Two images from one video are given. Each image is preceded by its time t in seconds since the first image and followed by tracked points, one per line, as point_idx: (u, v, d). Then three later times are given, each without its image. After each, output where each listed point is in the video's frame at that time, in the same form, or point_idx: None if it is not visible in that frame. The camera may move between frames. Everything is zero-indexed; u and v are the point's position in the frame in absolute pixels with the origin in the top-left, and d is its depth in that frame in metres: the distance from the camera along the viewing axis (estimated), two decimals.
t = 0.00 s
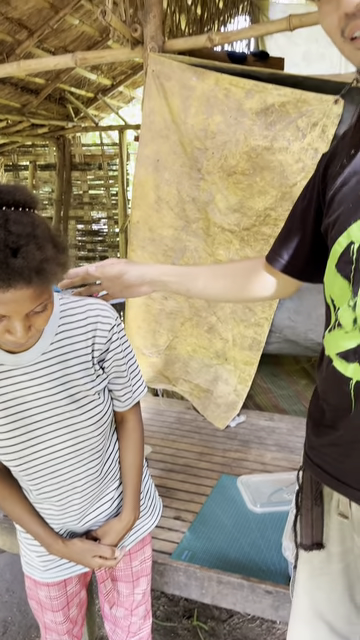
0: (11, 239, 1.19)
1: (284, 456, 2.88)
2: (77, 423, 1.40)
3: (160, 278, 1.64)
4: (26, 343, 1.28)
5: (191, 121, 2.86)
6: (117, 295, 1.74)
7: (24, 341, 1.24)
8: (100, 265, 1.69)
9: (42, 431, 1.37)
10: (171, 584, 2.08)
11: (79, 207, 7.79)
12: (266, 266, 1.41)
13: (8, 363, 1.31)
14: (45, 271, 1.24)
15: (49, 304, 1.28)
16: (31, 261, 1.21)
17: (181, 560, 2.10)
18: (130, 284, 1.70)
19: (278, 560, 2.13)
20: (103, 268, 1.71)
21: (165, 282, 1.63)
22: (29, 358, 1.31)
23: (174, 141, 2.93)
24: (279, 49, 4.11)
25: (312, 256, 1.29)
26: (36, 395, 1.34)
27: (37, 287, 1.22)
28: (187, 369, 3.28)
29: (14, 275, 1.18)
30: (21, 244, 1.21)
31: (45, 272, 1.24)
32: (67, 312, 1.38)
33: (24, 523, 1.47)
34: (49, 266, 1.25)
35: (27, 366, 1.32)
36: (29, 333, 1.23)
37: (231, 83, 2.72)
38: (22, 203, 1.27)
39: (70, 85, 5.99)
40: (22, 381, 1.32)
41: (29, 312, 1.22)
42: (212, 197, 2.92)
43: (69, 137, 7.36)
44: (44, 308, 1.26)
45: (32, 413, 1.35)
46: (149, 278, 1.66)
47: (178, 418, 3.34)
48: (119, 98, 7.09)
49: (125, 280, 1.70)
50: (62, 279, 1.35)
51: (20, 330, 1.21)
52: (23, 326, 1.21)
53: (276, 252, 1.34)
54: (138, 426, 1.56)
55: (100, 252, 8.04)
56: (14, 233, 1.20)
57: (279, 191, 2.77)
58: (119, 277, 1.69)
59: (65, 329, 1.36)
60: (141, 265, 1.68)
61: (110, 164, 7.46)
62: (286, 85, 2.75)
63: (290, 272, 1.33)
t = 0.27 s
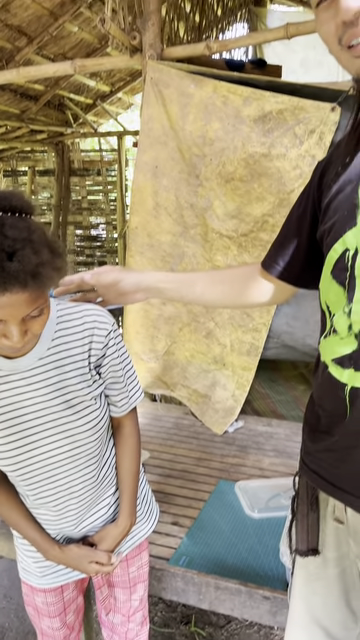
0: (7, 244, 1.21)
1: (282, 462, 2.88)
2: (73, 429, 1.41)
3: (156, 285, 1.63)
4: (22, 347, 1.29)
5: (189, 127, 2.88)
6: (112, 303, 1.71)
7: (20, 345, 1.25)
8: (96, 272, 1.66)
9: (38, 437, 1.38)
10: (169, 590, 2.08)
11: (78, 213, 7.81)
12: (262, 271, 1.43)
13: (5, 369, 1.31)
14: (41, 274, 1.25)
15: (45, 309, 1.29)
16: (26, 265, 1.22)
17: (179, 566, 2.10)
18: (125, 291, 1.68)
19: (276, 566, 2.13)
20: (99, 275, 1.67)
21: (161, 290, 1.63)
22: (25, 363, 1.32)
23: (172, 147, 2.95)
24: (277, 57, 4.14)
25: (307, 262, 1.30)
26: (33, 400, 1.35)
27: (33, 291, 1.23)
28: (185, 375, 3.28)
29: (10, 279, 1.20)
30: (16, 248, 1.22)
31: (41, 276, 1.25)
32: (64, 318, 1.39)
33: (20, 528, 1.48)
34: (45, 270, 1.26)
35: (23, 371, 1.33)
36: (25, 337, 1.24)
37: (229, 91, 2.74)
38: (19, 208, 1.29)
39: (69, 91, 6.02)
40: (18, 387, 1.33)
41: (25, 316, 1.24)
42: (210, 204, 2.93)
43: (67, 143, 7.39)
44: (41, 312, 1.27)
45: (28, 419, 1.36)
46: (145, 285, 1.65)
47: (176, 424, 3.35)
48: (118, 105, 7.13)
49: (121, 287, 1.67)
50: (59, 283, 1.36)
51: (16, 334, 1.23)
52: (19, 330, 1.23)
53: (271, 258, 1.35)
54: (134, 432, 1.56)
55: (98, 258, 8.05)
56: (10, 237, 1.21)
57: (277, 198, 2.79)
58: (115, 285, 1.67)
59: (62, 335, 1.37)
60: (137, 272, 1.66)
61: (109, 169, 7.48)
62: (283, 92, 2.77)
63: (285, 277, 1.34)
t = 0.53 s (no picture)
0: (3, 248, 1.21)
1: (280, 467, 2.89)
2: (69, 435, 1.41)
3: (151, 294, 1.64)
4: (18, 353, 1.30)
5: (187, 134, 2.90)
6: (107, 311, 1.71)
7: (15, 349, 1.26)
8: (92, 281, 1.64)
9: (34, 443, 1.38)
10: (166, 596, 2.08)
11: (77, 218, 7.84)
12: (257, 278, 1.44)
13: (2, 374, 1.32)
14: (36, 278, 1.26)
15: (41, 313, 1.31)
16: (22, 269, 1.23)
17: (176, 571, 2.10)
18: (120, 300, 1.68)
19: (273, 572, 2.13)
20: (94, 284, 1.65)
21: (157, 298, 1.64)
22: (22, 369, 1.33)
23: (170, 154, 2.97)
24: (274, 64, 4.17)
25: (302, 268, 1.32)
26: (29, 405, 1.36)
27: (29, 295, 1.24)
28: (182, 380, 3.28)
29: (6, 283, 1.20)
30: (12, 252, 1.23)
31: (36, 280, 1.26)
32: (60, 324, 1.40)
33: (16, 534, 1.48)
34: (40, 274, 1.27)
35: (20, 377, 1.34)
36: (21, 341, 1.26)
37: (227, 99, 2.77)
38: (15, 214, 1.30)
39: (68, 98, 6.06)
40: (15, 392, 1.34)
41: (21, 320, 1.25)
42: (208, 210, 2.95)
43: (66, 149, 7.43)
44: (36, 316, 1.29)
45: (24, 424, 1.36)
46: (140, 293, 1.65)
47: (174, 429, 3.36)
48: (117, 111, 7.17)
49: (116, 296, 1.67)
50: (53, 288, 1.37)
51: (11, 338, 1.24)
52: (15, 334, 1.24)
53: (267, 264, 1.37)
54: (131, 438, 1.57)
55: (97, 263, 8.07)
56: (6, 241, 1.22)
57: (274, 204, 2.81)
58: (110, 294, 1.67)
59: (58, 341, 1.38)
60: (133, 281, 1.66)
61: (108, 176, 7.52)
62: (280, 100, 2.79)
63: (281, 284, 1.36)
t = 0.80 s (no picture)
0: None
1: (277, 472, 2.90)
2: (65, 438, 1.42)
3: (148, 300, 1.66)
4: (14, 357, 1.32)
5: (185, 140, 2.92)
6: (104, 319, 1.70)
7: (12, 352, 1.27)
8: (88, 291, 1.65)
9: (30, 446, 1.39)
10: (164, 600, 2.09)
11: (76, 223, 7.87)
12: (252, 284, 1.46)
13: None
14: (32, 281, 1.28)
15: (37, 317, 1.32)
16: (18, 272, 1.25)
17: (174, 575, 2.11)
18: (117, 308, 1.68)
19: (270, 576, 2.14)
20: (90, 293, 1.66)
21: (154, 305, 1.66)
22: (18, 373, 1.34)
23: (168, 160, 3.00)
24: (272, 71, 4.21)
25: (297, 275, 1.34)
26: (25, 410, 1.37)
27: (25, 298, 1.26)
28: (180, 384, 3.29)
29: (2, 285, 1.22)
30: (8, 255, 1.26)
31: (32, 283, 1.28)
32: (57, 329, 1.41)
33: (13, 537, 1.49)
34: (36, 277, 1.30)
35: (16, 381, 1.35)
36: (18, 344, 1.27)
37: (225, 105, 2.79)
38: (12, 220, 1.33)
39: (68, 103, 6.10)
40: (11, 396, 1.35)
41: (17, 323, 1.26)
42: (206, 216, 2.97)
43: (66, 154, 7.46)
44: (33, 320, 1.31)
45: (21, 428, 1.38)
46: (137, 300, 1.66)
47: (172, 434, 3.37)
48: (116, 116, 7.20)
49: (113, 303, 1.67)
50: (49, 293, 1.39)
51: (8, 341, 1.25)
52: (11, 337, 1.25)
53: (262, 270, 1.39)
54: (127, 443, 1.58)
55: (96, 267, 8.09)
56: (2, 245, 1.25)
57: (271, 210, 2.83)
58: (107, 301, 1.67)
59: (54, 345, 1.40)
60: (128, 288, 1.67)
61: (106, 180, 7.57)
62: (278, 107, 2.82)
63: (276, 291, 1.38)
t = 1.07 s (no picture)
0: None
1: (275, 475, 2.91)
2: (61, 441, 1.44)
3: (145, 306, 1.68)
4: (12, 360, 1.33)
5: (184, 145, 2.95)
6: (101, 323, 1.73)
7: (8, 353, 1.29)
8: (86, 299, 1.66)
9: (27, 448, 1.41)
10: (161, 602, 2.10)
11: (75, 226, 7.89)
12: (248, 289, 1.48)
13: None
14: (28, 281, 1.30)
15: (34, 318, 1.34)
16: (14, 272, 1.27)
17: (171, 578, 2.12)
18: (113, 314, 1.70)
19: (267, 578, 2.15)
20: (87, 300, 1.67)
21: (150, 311, 1.68)
22: (15, 376, 1.36)
23: (167, 165, 3.02)
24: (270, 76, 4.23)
25: (292, 281, 1.36)
26: (22, 413, 1.38)
27: (21, 298, 1.28)
28: (179, 388, 3.31)
29: None
30: (4, 255, 1.27)
31: (28, 283, 1.30)
32: (54, 333, 1.43)
33: (9, 540, 1.50)
34: (32, 277, 1.31)
35: (13, 384, 1.36)
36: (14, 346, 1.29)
37: (223, 111, 2.82)
38: (9, 223, 1.36)
39: (67, 108, 6.12)
40: (8, 398, 1.37)
41: (13, 324, 1.28)
42: (204, 220, 2.99)
43: (65, 158, 7.49)
44: (30, 321, 1.32)
45: (17, 431, 1.39)
46: (134, 306, 1.68)
47: (170, 437, 3.39)
48: (115, 120, 7.24)
49: (110, 310, 1.69)
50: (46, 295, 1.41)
51: (5, 342, 1.27)
52: (7, 339, 1.27)
53: (258, 275, 1.40)
54: (123, 446, 1.60)
55: (95, 271, 8.11)
56: None
57: (269, 215, 2.85)
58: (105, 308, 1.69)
59: (51, 349, 1.41)
60: (126, 295, 1.69)
61: (106, 184, 7.58)
62: (275, 113, 2.85)
63: (272, 296, 1.39)
